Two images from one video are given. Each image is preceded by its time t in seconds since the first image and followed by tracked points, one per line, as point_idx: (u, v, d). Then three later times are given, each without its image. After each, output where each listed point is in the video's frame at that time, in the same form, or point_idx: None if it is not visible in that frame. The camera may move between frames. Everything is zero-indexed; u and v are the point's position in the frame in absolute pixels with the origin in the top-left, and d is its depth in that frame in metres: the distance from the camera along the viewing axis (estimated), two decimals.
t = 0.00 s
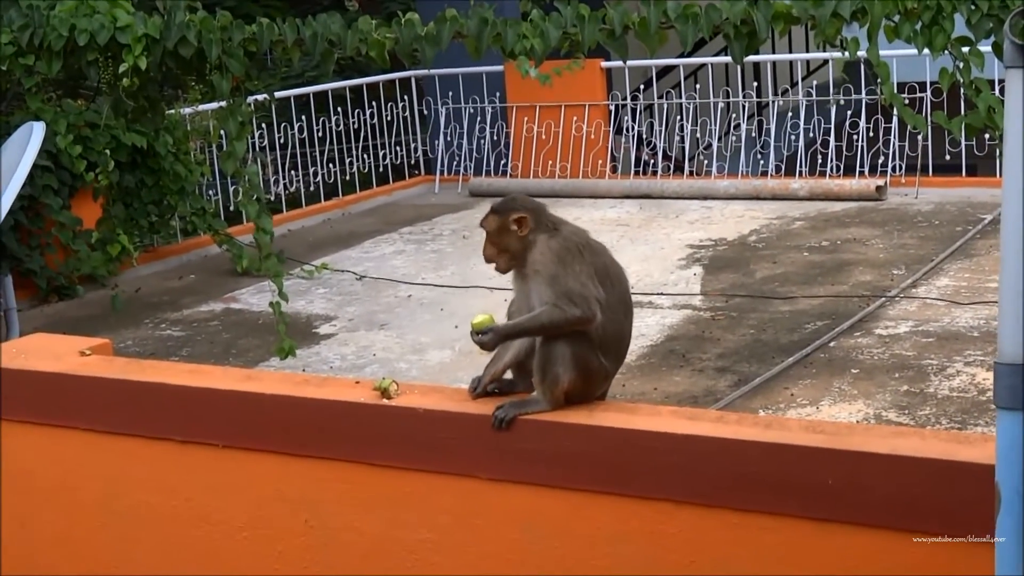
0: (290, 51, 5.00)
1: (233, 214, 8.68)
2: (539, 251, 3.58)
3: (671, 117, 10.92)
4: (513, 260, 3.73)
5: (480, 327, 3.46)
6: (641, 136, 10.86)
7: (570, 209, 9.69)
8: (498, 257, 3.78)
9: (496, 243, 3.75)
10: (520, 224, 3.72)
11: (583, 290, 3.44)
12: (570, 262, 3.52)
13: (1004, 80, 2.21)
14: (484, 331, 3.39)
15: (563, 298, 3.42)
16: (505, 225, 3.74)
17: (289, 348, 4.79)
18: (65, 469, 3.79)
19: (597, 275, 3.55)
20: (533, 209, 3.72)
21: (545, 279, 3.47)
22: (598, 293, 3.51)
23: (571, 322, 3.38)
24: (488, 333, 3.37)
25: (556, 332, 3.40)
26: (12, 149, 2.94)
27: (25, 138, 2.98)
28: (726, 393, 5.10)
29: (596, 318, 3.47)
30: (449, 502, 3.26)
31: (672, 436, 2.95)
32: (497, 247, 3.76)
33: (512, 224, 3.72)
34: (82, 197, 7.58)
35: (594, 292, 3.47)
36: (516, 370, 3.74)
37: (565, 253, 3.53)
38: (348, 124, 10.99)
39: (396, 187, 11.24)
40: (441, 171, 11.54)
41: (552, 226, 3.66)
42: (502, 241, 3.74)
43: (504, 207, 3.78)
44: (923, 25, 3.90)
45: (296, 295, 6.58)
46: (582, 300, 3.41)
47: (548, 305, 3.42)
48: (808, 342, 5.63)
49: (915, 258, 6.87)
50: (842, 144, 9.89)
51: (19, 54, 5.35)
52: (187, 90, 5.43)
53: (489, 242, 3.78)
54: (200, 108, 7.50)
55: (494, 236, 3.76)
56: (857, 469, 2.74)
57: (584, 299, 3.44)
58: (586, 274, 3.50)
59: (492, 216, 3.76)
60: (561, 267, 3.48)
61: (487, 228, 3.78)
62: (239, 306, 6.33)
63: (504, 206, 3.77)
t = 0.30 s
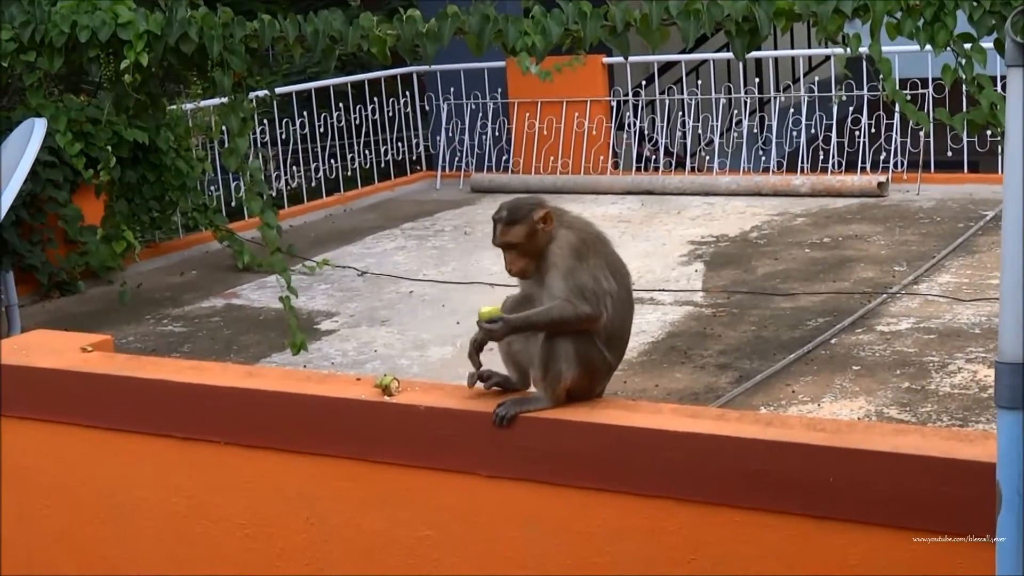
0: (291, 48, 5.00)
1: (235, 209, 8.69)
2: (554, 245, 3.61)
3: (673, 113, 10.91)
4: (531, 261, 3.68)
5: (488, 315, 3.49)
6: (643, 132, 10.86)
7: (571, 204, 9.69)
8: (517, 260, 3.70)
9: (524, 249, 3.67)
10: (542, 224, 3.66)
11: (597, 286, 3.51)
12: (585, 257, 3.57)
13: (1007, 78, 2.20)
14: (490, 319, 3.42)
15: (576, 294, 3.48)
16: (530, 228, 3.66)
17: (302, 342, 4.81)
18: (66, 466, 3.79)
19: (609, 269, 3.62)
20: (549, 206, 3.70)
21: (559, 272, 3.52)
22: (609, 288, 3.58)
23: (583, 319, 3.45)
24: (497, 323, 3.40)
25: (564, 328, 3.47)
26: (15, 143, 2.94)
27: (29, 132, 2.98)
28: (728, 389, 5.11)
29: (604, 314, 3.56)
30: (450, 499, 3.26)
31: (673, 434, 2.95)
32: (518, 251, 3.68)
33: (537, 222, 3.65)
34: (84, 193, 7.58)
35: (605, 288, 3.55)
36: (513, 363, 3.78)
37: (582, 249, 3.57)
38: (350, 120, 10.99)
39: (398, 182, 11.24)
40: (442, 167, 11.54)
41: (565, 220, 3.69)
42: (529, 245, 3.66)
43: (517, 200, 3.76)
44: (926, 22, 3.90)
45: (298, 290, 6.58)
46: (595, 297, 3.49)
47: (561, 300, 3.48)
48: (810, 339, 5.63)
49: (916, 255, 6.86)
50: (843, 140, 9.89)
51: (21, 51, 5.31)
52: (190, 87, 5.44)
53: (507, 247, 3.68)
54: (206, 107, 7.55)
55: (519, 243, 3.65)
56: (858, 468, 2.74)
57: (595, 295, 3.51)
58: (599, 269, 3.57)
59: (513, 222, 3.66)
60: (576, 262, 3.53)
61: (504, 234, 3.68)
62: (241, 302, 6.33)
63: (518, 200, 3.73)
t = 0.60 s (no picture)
0: (292, 44, 4.99)
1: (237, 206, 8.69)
2: (559, 241, 3.70)
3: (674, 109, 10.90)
4: (533, 259, 3.70)
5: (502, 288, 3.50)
6: (645, 128, 10.85)
7: (573, 200, 9.69)
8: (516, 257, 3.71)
9: (528, 244, 3.67)
10: (546, 221, 3.68)
11: (604, 280, 3.63)
12: (591, 254, 3.68)
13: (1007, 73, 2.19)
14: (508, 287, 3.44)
15: (589, 287, 3.58)
16: (535, 224, 3.67)
17: (307, 337, 4.84)
18: (69, 463, 3.79)
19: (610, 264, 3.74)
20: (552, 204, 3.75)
21: (570, 267, 3.61)
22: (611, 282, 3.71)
23: (599, 312, 3.54)
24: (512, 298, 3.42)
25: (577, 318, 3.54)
26: (17, 141, 2.94)
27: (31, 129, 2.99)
28: (729, 384, 5.13)
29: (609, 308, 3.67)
30: (452, 495, 3.26)
31: (676, 430, 2.96)
32: (521, 247, 3.68)
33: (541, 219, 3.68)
34: (86, 189, 7.58)
35: (611, 282, 3.68)
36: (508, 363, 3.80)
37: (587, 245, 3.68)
38: (351, 116, 10.98)
39: (399, 179, 11.23)
40: (444, 163, 11.53)
41: (564, 217, 3.78)
42: (533, 242, 3.67)
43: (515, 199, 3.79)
44: (927, 17, 3.89)
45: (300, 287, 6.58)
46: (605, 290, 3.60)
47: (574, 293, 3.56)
48: (812, 334, 5.64)
49: (918, 250, 6.86)
50: (846, 135, 9.88)
51: (23, 47, 5.32)
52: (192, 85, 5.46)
53: (510, 242, 3.69)
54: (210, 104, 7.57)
55: (524, 239, 3.66)
56: (861, 464, 2.74)
57: (604, 289, 3.62)
58: (603, 264, 3.69)
59: (520, 218, 3.67)
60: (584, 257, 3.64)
61: (508, 229, 3.68)
62: (243, 299, 6.33)
63: (518, 199, 3.76)
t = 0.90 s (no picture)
0: (298, 42, 4.99)
1: (245, 204, 8.70)
2: (565, 242, 3.72)
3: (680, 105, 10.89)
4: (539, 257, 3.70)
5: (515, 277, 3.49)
6: (651, 124, 10.85)
7: (580, 197, 9.69)
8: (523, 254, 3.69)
9: (538, 243, 3.66)
10: (555, 221, 3.68)
11: (611, 281, 3.68)
12: (597, 255, 3.72)
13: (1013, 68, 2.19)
14: (527, 275, 3.43)
15: (599, 289, 3.62)
16: (546, 223, 3.66)
17: (297, 339, 4.79)
18: (77, 462, 3.80)
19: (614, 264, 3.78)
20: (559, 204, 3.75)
21: (580, 270, 3.63)
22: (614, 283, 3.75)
23: (609, 313, 3.58)
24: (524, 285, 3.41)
25: (587, 318, 3.57)
26: (25, 141, 2.95)
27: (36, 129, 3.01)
28: (738, 381, 5.16)
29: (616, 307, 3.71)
30: (460, 493, 3.27)
31: (683, 428, 2.96)
32: (530, 245, 3.66)
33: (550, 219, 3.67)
34: (93, 189, 7.59)
35: (617, 282, 3.72)
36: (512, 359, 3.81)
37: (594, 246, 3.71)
38: (358, 114, 10.98)
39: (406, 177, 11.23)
40: (451, 161, 11.53)
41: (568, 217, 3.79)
42: (541, 241, 3.67)
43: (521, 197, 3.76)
44: (933, 12, 3.87)
45: (307, 284, 6.58)
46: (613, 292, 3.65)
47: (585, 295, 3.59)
48: (819, 331, 5.63)
49: (925, 246, 6.85)
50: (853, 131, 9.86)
51: (28, 45, 5.30)
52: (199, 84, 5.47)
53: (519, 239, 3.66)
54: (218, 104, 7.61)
55: (533, 238, 3.65)
56: (868, 461, 2.74)
57: (612, 290, 3.67)
58: (609, 265, 3.73)
59: (531, 216, 3.65)
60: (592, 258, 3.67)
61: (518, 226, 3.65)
62: (250, 297, 6.34)
63: (525, 197, 3.74)
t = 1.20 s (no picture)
0: (304, 42, 4.99)
1: (251, 205, 8.71)
2: (569, 242, 3.73)
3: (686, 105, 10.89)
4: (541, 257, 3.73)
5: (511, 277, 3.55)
6: (657, 124, 10.85)
7: (585, 197, 9.69)
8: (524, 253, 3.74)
9: (538, 243, 3.70)
10: (558, 222, 3.70)
11: (614, 282, 3.67)
12: (601, 256, 3.71)
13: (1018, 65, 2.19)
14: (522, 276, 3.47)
15: (600, 290, 3.62)
16: (547, 224, 3.69)
17: (310, 340, 4.84)
18: (84, 462, 3.81)
19: (620, 265, 3.77)
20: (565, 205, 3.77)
21: (581, 271, 3.64)
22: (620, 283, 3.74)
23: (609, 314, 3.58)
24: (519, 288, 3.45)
25: (587, 318, 3.58)
26: (32, 141, 2.95)
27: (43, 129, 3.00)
28: (744, 381, 5.17)
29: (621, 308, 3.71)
30: (466, 493, 3.27)
31: (693, 427, 2.96)
32: (531, 246, 3.71)
33: (551, 221, 3.69)
34: (100, 189, 7.61)
35: (621, 283, 3.71)
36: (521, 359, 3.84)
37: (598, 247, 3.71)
38: (363, 114, 10.99)
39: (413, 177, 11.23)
40: (457, 161, 11.53)
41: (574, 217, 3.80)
42: (542, 241, 3.71)
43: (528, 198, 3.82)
44: (940, 12, 3.87)
45: (313, 285, 6.59)
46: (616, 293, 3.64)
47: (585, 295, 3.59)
48: (825, 330, 5.63)
49: (931, 246, 6.84)
50: (859, 131, 9.85)
51: (35, 48, 5.41)
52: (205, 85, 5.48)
53: (521, 239, 3.72)
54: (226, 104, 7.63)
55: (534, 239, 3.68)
56: (876, 460, 2.74)
57: (615, 291, 3.66)
58: (613, 265, 3.73)
59: (531, 216, 3.70)
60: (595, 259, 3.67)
61: (519, 226, 3.71)
62: (256, 297, 6.34)
63: (531, 198, 3.78)
